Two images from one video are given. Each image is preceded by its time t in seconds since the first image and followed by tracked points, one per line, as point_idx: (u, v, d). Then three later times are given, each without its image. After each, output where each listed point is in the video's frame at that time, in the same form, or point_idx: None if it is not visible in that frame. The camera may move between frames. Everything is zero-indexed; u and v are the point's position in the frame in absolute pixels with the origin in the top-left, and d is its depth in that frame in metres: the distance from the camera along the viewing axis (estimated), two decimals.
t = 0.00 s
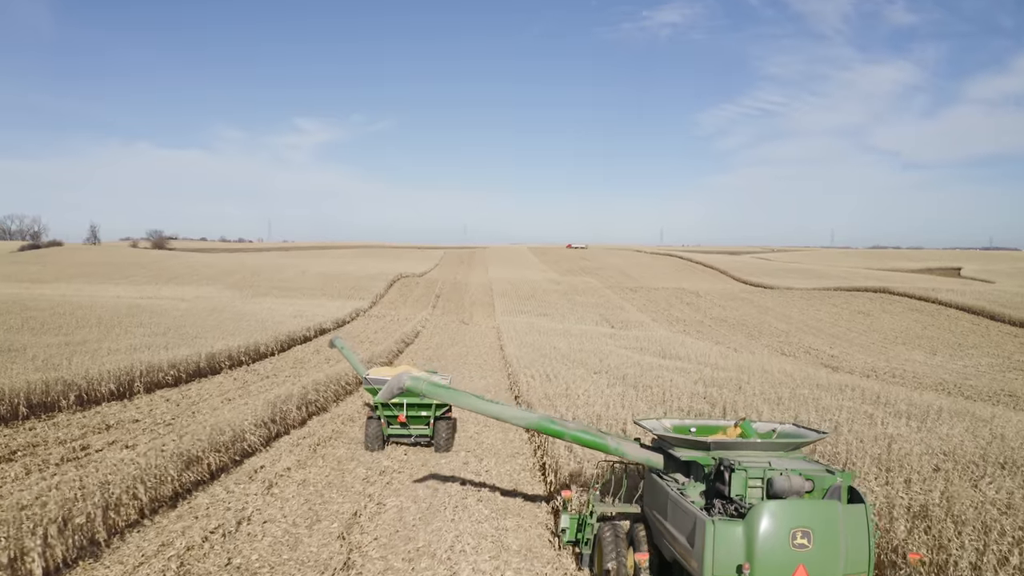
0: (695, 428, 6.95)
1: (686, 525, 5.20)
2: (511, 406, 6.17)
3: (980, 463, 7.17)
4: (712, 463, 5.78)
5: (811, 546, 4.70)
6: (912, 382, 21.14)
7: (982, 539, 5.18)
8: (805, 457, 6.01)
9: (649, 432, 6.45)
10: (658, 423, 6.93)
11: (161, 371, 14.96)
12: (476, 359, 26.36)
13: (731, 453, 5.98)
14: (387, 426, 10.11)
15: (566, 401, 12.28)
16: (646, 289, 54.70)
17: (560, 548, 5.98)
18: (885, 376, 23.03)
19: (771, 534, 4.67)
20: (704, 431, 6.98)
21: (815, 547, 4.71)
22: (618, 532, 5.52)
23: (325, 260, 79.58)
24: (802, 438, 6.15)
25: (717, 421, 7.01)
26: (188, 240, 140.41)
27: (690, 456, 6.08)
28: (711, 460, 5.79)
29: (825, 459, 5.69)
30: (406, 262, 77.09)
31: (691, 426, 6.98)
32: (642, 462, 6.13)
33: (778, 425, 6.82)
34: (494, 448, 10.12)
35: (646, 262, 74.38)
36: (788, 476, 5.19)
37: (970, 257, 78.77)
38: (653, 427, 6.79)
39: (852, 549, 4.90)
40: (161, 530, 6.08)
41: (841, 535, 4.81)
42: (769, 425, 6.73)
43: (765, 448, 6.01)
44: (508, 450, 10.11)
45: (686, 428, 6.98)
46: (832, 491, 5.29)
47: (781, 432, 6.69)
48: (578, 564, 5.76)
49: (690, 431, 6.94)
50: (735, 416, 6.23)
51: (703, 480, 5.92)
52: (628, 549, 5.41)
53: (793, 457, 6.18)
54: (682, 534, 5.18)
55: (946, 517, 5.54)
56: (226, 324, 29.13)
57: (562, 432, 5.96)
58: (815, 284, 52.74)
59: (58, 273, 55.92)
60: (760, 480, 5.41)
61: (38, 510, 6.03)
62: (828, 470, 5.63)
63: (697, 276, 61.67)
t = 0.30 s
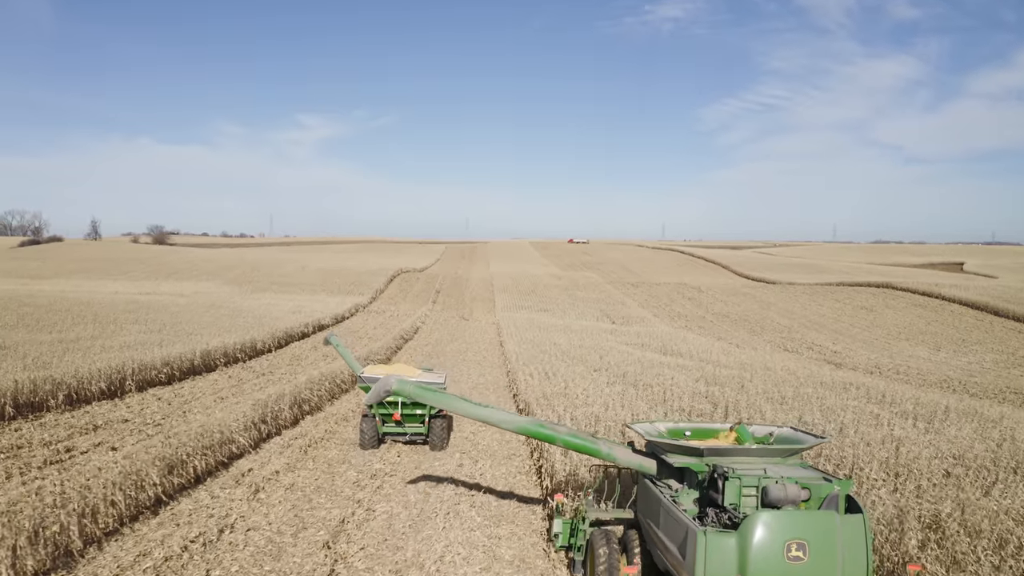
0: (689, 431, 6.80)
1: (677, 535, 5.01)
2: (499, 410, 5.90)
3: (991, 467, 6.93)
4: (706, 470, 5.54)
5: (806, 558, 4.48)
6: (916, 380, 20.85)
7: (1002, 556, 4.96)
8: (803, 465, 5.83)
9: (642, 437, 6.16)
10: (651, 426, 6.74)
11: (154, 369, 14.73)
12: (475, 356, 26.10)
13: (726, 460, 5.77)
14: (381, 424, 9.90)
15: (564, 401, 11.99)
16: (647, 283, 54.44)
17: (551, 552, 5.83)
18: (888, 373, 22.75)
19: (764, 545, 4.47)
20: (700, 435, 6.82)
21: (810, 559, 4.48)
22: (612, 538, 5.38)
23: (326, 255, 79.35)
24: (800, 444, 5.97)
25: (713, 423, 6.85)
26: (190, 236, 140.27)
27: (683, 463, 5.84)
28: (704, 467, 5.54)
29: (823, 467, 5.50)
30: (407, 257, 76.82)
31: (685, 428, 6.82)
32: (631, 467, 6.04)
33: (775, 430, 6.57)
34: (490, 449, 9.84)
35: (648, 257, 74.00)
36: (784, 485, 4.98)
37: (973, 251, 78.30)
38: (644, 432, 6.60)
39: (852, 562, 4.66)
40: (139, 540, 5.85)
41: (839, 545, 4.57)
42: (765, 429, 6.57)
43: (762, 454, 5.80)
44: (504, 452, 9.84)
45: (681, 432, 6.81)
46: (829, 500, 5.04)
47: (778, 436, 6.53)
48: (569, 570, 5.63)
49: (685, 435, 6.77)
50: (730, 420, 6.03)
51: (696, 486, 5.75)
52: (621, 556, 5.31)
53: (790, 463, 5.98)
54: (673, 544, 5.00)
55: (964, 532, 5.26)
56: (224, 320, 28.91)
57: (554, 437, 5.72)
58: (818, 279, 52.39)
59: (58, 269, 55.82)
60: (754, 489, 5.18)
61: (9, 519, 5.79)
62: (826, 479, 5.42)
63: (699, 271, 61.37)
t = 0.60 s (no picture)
0: (683, 435, 6.68)
1: (667, 544, 4.79)
2: (486, 413, 5.79)
3: (1004, 472, 6.68)
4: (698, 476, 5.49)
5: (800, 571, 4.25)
6: (921, 377, 20.56)
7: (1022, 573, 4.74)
8: (799, 471, 5.73)
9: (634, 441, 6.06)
10: (644, 428, 6.62)
11: (147, 365, 14.53)
12: (474, 351, 25.85)
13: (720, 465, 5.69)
14: (377, 422, 9.76)
15: (562, 400, 11.74)
16: (649, 277, 54.15)
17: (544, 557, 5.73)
18: (892, 370, 22.47)
19: (757, 555, 4.24)
20: (693, 438, 6.71)
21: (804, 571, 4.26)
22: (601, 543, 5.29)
23: (326, 249, 79.12)
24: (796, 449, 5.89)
25: (707, 426, 6.74)
26: (191, 230, 140.32)
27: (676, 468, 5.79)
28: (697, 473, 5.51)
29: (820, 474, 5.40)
30: (408, 251, 76.59)
31: (679, 431, 6.68)
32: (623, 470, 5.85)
33: (772, 432, 6.52)
34: (486, 450, 9.60)
35: (650, 251, 73.58)
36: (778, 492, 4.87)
37: (977, 245, 77.77)
38: (636, 435, 6.43)
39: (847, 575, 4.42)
40: (115, 549, 5.63)
41: (834, 556, 4.34)
42: (761, 432, 6.48)
43: (755, 460, 5.71)
44: (501, 452, 9.60)
45: (674, 435, 6.69)
46: (826, 509, 4.96)
47: (775, 440, 6.43)
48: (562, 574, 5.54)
49: (678, 438, 6.65)
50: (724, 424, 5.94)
51: (689, 493, 5.66)
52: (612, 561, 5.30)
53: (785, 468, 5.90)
54: (663, 553, 4.79)
55: (980, 546, 4.99)
56: (222, 316, 28.69)
57: (541, 441, 5.58)
58: (821, 273, 52.04)
59: (58, 264, 55.67)
60: (748, 497, 5.08)
61: None
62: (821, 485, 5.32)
63: (701, 265, 61.04)
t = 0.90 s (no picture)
0: (676, 436, 6.73)
1: (657, 552, 4.79)
2: (475, 416, 5.92)
3: (1017, 475, 6.43)
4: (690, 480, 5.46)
5: None
6: (925, 372, 20.29)
7: None
8: (794, 476, 5.70)
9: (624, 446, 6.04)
10: (636, 431, 6.67)
11: (139, 360, 14.31)
12: (473, 345, 25.60)
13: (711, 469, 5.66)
14: (372, 415, 9.69)
15: (559, 398, 11.50)
16: (651, 270, 53.81)
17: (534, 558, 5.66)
18: (896, 364, 22.19)
19: (748, 565, 4.22)
20: (687, 439, 6.79)
21: None
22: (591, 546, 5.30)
23: (327, 241, 78.77)
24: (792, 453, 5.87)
25: (700, 427, 6.82)
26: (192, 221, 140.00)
27: (666, 473, 5.71)
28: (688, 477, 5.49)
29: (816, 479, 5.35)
30: (409, 243, 76.20)
31: (672, 433, 6.74)
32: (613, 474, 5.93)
33: (767, 435, 6.60)
34: (480, 448, 9.39)
35: (651, 242, 73.11)
36: (771, 499, 4.91)
37: (980, 237, 77.12)
38: (627, 436, 6.54)
39: None
40: (89, 557, 5.41)
41: (828, 567, 4.29)
42: (756, 435, 6.56)
43: (749, 464, 5.67)
44: (495, 452, 9.38)
45: (667, 436, 6.75)
46: (820, 516, 4.93)
47: (770, 442, 6.53)
48: None
49: (671, 439, 6.72)
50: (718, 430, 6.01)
51: (681, 498, 5.58)
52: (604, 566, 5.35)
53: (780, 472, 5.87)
54: (652, 561, 4.80)
55: (993, 561, 4.78)
56: (220, 309, 28.47)
57: (529, 444, 5.67)
58: (824, 266, 51.64)
59: (57, 256, 55.42)
60: (740, 503, 5.01)
61: None
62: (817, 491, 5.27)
63: (703, 257, 60.67)
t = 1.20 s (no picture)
0: (668, 437, 6.71)
1: (646, 559, 4.82)
2: (462, 417, 5.83)
3: None
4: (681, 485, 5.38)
5: None
6: (929, 366, 20.03)
7: None
8: (788, 480, 5.61)
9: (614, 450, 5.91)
10: (627, 432, 6.63)
11: (132, 354, 14.11)
12: (473, 337, 25.37)
13: (703, 473, 5.58)
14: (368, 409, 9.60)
15: (556, 395, 11.28)
16: (653, 261, 53.45)
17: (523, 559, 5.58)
18: (900, 358, 21.93)
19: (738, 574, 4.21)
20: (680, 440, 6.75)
21: None
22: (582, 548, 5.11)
23: (328, 231, 78.45)
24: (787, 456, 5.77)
25: (693, 428, 6.78)
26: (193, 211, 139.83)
27: (657, 478, 5.68)
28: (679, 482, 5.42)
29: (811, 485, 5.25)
30: (410, 233, 75.85)
31: (664, 434, 6.71)
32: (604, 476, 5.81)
33: (761, 436, 6.56)
34: (475, 446, 9.17)
35: (654, 233, 72.69)
36: (763, 505, 4.84)
37: (985, 229, 76.47)
38: (616, 438, 6.56)
39: None
40: (62, 564, 5.20)
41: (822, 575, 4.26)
42: (750, 437, 6.51)
43: (742, 469, 5.59)
44: (489, 451, 9.17)
45: (658, 437, 6.72)
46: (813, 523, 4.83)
47: (764, 444, 6.49)
48: None
49: (663, 440, 6.69)
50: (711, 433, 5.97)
51: (672, 503, 5.51)
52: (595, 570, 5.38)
53: (774, 476, 5.79)
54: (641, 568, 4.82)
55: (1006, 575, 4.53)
56: (218, 301, 28.24)
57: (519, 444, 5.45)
58: (827, 257, 51.22)
59: (56, 246, 55.21)
60: (731, 509, 4.92)
61: None
62: (811, 498, 5.16)
63: (705, 248, 60.28)
